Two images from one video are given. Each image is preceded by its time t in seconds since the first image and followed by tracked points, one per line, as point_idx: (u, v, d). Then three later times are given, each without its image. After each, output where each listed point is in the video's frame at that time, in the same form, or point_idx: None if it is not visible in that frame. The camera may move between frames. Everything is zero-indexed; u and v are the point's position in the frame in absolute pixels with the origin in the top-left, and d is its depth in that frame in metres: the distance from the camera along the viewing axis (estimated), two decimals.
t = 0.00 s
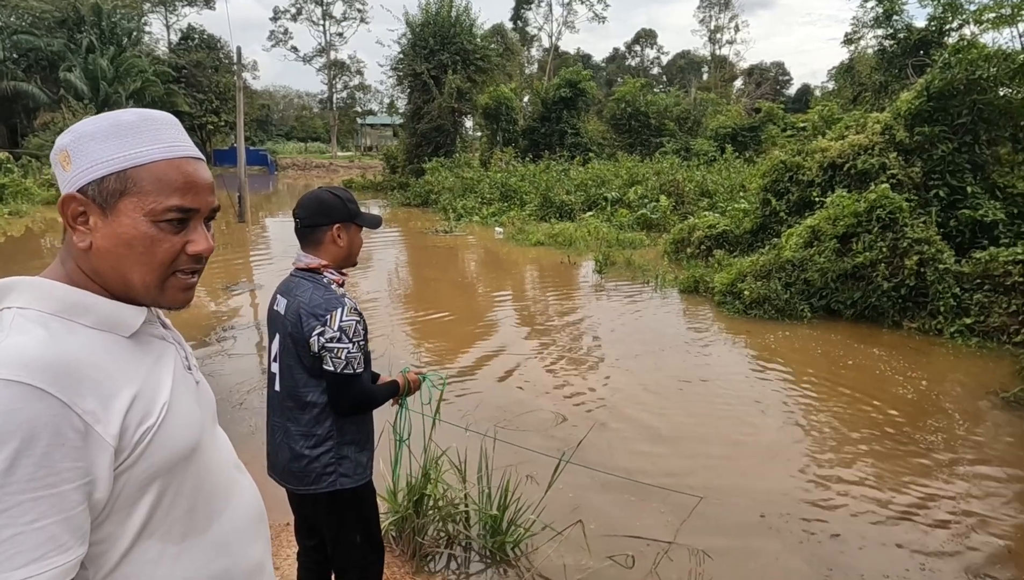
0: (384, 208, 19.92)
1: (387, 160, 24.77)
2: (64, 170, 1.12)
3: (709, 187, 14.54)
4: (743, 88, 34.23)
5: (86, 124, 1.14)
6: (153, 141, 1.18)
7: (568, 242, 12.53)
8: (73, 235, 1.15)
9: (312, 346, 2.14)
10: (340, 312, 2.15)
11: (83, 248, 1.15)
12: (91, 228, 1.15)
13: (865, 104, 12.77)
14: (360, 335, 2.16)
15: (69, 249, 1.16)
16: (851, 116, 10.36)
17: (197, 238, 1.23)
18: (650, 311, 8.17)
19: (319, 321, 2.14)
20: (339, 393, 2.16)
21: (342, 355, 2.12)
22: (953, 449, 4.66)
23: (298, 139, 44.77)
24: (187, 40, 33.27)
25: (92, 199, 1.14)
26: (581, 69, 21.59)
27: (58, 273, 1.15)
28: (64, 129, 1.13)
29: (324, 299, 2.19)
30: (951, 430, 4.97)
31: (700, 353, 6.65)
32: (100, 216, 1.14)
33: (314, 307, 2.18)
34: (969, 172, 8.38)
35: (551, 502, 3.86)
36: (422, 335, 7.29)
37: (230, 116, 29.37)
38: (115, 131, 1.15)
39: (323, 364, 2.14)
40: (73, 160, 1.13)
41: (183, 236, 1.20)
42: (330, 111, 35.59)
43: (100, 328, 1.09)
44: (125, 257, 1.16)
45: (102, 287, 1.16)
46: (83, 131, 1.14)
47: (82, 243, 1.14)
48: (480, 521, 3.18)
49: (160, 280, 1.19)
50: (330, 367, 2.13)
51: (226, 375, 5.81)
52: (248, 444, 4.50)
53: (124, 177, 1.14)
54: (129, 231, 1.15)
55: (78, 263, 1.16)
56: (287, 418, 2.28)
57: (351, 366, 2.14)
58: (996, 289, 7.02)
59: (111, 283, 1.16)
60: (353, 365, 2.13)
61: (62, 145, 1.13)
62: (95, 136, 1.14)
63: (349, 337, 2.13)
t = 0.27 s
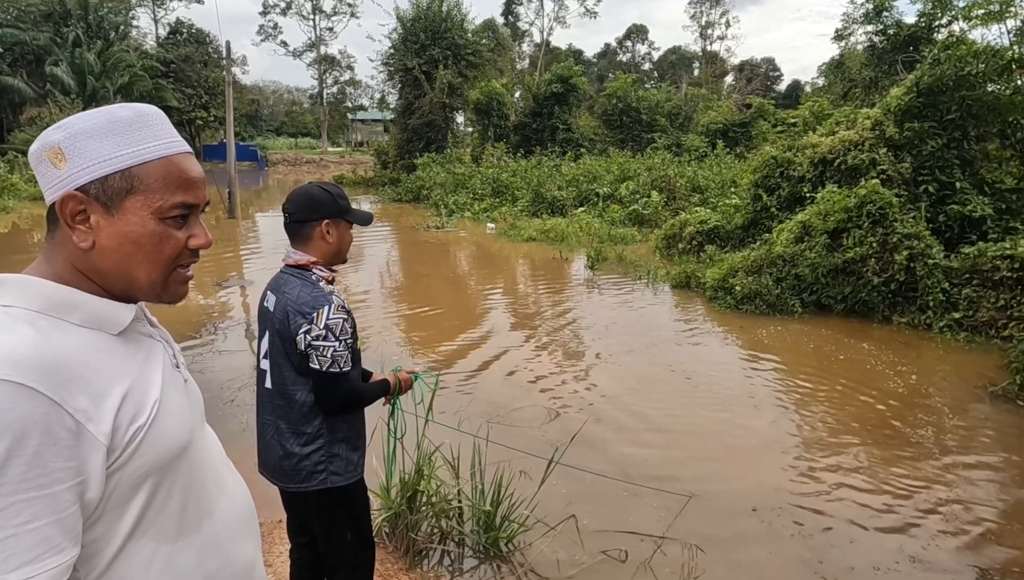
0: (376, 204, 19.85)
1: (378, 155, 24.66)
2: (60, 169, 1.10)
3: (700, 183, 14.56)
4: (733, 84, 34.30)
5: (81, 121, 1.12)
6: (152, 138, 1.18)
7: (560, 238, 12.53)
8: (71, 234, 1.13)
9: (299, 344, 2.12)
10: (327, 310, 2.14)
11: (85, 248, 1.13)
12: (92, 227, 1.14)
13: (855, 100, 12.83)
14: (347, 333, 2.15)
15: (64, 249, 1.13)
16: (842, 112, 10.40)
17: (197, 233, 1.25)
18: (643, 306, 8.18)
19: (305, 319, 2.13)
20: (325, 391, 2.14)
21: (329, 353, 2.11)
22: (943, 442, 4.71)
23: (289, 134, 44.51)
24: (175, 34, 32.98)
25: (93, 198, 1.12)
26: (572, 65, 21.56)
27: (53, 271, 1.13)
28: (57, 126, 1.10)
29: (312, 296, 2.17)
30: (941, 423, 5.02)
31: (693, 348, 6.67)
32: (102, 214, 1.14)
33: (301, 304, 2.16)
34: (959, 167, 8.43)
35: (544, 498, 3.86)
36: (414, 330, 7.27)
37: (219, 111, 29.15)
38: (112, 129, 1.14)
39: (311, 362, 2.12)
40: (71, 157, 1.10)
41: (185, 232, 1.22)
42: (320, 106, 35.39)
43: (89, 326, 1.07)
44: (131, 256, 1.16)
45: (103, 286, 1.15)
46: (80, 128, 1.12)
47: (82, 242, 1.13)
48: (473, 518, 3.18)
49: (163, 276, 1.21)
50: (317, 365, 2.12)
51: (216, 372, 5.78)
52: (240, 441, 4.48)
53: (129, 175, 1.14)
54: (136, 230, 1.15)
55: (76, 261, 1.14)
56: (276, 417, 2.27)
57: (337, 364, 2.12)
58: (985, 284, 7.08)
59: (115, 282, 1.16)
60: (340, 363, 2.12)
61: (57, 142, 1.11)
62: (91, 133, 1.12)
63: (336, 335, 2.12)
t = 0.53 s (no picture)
0: (364, 200, 19.76)
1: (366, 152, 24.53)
2: (44, 168, 1.08)
3: (688, 178, 14.61)
4: (721, 80, 34.40)
5: (64, 120, 1.10)
6: (137, 137, 1.18)
7: (549, 234, 12.53)
8: (56, 234, 1.11)
9: (285, 343, 2.11)
10: (312, 308, 2.12)
11: (74, 249, 1.12)
12: (79, 228, 1.12)
13: (841, 97, 12.92)
14: (333, 331, 2.13)
15: (46, 248, 1.11)
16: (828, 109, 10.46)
17: (181, 231, 1.25)
18: (631, 303, 8.20)
19: (291, 317, 2.11)
20: (311, 389, 2.13)
21: (314, 351, 2.09)
22: (928, 436, 4.76)
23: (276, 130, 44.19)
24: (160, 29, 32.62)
25: (81, 198, 1.11)
26: (561, 61, 21.55)
27: (33, 271, 1.10)
28: (39, 126, 1.07)
29: (297, 294, 2.16)
30: (926, 417, 5.08)
31: (681, 344, 6.70)
32: (91, 214, 1.12)
33: (287, 302, 2.15)
34: (943, 164, 8.52)
35: (534, 494, 3.87)
36: (403, 327, 7.26)
37: (205, 107, 28.88)
38: (98, 129, 1.13)
39: (296, 360, 2.11)
40: (57, 157, 1.08)
41: (170, 230, 1.22)
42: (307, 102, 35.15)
43: (67, 326, 1.06)
44: (119, 256, 1.15)
45: (89, 287, 1.14)
46: (64, 128, 1.10)
47: (68, 243, 1.11)
48: (462, 514, 3.18)
49: (150, 274, 1.20)
50: (302, 363, 2.10)
51: (203, 370, 5.73)
52: (227, 440, 4.45)
53: (118, 175, 1.14)
54: (125, 229, 1.14)
55: (60, 262, 1.12)
56: (262, 415, 2.26)
57: (323, 363, 2.11)
58: (968, 279, 7.15)
59: (103, 281, 1.15)
60: (325, 361, 2.10)
61: (40, 141, 1.08)
62: (76, 134, 1.11)
63: (321, 333, 2.10)
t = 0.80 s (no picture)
0: (352, 197, 19.66)
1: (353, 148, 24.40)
2: (19, 163, 1.05)
3: (676, 174, 14.66)
4: (708, 76, 34.49)
5: (39, 113, 1.08)
6: (115, 131, 1.16)
7: (537, 230, 12.53)
8: (32, 230, 1.09)
9: (275, 340, 2.10)
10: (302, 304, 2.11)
11: (51, 245, 1.10)
12: (57, 223, 1.10)
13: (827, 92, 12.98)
14: (323, 326, 2.13)
15: (22, 243, 1.09)
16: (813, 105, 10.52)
17: (158, 226, 1.24)
18: (619, 298, 8.22)
19: (279, 313, 2.10)
20: (303, 386, 2.13)
21: (307, 347, 2.08)
22: (911, 428, 4.82)
23: (262, 127, 43.85)
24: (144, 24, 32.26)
25: (58, 192, 1.10)
26: (548, 57, 21.53)
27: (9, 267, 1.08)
28: (15, 118, 1.05)
29: (285, 290, 2.14)
30: (909, 409, 5.13)
31: (669, 339, 6.73)
32: (69, 209, 1.11)
33: (274, 298, 2.13)
34: (927, 159, 8.57)
35: (521, 489, 3.88)
36: (391, 324, 7.24)
37: (190, 102, 28.60)
38: (77, 123, 1.11)
39: (288, 357, 2.10)
40: (34, 151, 1.06)
41: (148, 225, 1.21)
42: (294, 98, 34.90)
43: (42, 322, 1.04)
44: (98, 251, 1.14)
45: (66, 282, 1.12)
46: (40, 121, 1.08)
47: (46, 238, 1.09)
48: (450, 510, 3.18)
49: (127, 269, 1.19)
50: (295, 360, 2.09)
51: (189, 367, 5.68)
52: (213, 438, 4.42)
53: (96, 170, 1.12)
54: (104, 224, 1.13)
55: (35, 258, 1.10)
56: (248, 412, 2.24)
57: (316, 358, 2.10)
58: (951, 273, 7.23)
59: (79, 277, 1.13)
60: (318, 357, 2.10)
61: (16, 135, 1.06)
62: (53, 128, 1.09)
63: (313, 329, 2.10)
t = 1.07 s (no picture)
0: (340, 193, 19.56)
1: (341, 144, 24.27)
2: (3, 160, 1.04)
3: (664, 170, 14.70)
4: (697, 72, 34.53)
5: (21, 110, 1.07)
6: (97, 129, 1.16)
7: (526, 226, 12.53)
8: (14, 228, 1.08)
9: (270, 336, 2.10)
10: (294, 300, 2.12)
11: (34, 242, 1.09)
12: (39, 221, 1.09)
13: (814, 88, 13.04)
14: (316, 322, 2.15)
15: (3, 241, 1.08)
16: (800, 100, 10.57)
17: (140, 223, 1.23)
18: (608, 294, 8.24)
19: (272, 310, 2.10)
20: (298, 381, 2.14)
21: (304, 343, 2.11)
22: (897, 421, 4.87)
23: (250, 123, 43.52)
24: (128, 19, 31.90)
25: (41, 190, 1.09)
26: (537, 52, 21.49)
27: None
28: None
29: (275, 286, 2.14)
30: (895, 403, 5.19)
31: (658, 334, 6.75)
32: (51, 206, 1.10)
33: (265, 295, 2.13)
34: (912, 154, 8.64)
35: (511, 485, 3.89)
36: (380, 320, 7.21)
37: (176, 98, 28.33)
38: (60, 120, 1.10)
39: (285, 354, 2.11)
40: (17, 148, 1.05)
41: (131, 223, 1.20)
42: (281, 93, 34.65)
43: (22, 319, 1.04)
44: (81, 249, 1.13)
45: (49, 280, 1.11)
46: (22, 118, 1.07)
47: (29, 236, 1.09)
48: (440, 506, 3.19)
49: (111, 266, 1.18)
50: (293, 357, 2.11)
51: (177, 365, 5.65)
52: (201, 435, 4.40)
53: (79, 167, 1.11)
54: (87, 222, 1.13)
55: (18, 256, 1.09)
56: (236, 409, 2.23)
57: (313, 353, 2.13)
58: (936, 268, 7.30)
59: (62, 275, 1.12)
60: (315, 352, 2.12)
61: None
62: (36, 125, 1.08)
63: (308, 325, 2.12)
